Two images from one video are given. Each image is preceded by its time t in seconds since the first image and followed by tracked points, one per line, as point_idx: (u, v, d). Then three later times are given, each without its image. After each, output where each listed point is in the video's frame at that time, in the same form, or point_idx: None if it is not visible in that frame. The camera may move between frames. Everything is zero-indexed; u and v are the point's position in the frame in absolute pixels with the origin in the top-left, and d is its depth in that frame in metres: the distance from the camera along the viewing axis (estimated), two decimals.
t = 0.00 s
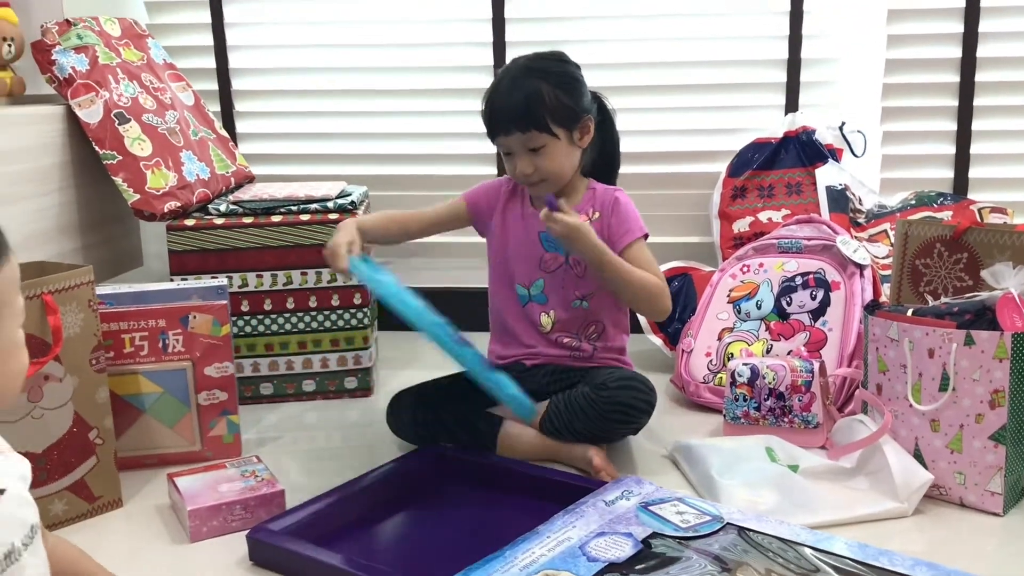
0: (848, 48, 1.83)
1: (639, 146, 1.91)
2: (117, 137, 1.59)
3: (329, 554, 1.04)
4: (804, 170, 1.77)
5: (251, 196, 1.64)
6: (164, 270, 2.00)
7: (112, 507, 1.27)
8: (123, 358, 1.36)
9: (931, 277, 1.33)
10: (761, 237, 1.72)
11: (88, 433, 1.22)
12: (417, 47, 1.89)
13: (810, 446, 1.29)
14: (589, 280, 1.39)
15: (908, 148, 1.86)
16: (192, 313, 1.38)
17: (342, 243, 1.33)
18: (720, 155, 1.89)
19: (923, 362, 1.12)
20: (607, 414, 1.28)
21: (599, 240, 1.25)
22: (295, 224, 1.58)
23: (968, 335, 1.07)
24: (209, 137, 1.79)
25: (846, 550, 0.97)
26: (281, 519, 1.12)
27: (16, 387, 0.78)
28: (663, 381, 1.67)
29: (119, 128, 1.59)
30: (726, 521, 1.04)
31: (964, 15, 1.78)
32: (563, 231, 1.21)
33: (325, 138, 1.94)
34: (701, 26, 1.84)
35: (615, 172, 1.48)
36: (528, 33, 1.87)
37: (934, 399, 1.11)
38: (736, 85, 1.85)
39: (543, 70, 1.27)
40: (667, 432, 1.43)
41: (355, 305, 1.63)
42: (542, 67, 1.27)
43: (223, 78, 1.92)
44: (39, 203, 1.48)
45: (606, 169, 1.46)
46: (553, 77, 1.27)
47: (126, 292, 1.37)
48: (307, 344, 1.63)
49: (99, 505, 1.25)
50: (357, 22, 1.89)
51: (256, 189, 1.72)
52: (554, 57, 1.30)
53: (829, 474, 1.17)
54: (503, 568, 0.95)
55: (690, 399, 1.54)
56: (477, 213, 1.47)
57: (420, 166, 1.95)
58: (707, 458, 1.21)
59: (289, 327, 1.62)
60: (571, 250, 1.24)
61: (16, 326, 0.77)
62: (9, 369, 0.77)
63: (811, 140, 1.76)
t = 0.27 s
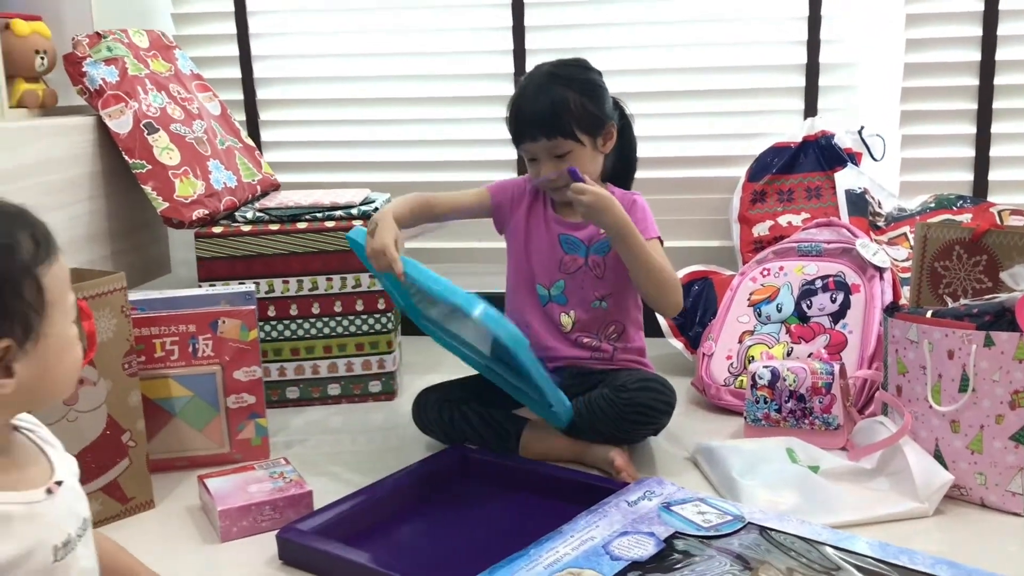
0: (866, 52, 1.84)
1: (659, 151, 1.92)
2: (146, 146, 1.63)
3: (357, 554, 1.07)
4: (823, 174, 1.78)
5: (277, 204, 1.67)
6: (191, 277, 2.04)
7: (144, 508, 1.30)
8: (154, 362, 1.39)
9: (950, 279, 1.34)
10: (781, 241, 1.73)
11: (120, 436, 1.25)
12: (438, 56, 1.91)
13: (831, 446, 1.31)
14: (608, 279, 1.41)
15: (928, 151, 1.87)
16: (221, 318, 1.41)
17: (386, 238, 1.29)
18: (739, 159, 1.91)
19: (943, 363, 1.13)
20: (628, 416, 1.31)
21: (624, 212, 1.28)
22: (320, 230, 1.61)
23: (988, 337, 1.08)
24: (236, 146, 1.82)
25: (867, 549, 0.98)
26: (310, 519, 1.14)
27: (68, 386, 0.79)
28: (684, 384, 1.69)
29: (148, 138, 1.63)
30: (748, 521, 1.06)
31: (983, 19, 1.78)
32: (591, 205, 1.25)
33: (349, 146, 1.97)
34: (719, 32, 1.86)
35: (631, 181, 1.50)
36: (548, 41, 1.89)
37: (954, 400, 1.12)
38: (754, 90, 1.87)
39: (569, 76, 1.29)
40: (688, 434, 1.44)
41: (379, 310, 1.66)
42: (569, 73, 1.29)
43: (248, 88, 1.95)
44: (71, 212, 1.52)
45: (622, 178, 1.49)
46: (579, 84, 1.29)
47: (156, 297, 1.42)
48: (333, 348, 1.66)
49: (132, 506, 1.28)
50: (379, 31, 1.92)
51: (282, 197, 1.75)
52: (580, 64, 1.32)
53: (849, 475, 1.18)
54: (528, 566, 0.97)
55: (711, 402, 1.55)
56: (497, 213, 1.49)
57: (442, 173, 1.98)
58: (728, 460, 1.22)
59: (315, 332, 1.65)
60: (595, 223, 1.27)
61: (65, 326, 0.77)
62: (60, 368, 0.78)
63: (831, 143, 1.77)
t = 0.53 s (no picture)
0: (890, 51, 1.85)
1: (683, 152, 1.94)
2: (181, 151, 1.67)
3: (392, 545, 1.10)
4: (848, 173, 1.79)
5: (308, 206, 1.71)
6: (225, 278, 2.08)
7: (182, 503, 1.33)
8: (192, 361, 1.43)
9: (975, 274, 1.35)
10: (806, 239, 1.74)
11: (159, 432, 1.28)
12: (464, 60, 1.95)
13: (858, 441, 1.33)
14: (625, 280, 1.43)
15: (953, 149, 1.87)
16: (256, 318, 1.44)
17: (378, 297, 1.29)
18: (763, 159, 1.92)
19: (968, 358, 1.14)
20: (665, 417, 1.33)
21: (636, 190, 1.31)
22: (351, 232, 1.64)
23: (1013, 331, 1.09)
24: (268, 150, 1.87)
25: (893, 541, 1.00)
26: (344, 513, 1.17)
27: (123, 368, 0.83)
28: (710, 381, 1.70)
29: (183, 143, 1.67)
30: (774, 513, 1.08)
31: (1007, 16, 1.79)
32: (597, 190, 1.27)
33: (378, 149, 2.01)
34: (742, 33, 1.88)
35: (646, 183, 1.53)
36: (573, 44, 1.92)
37: (980, 394, 1.13)
38: (778, 90, 1.88)
39: (592, 73, 1.34)
40: (714, 431, 1.46)
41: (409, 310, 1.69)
42: (592, 71, 1.34)
43: (279, 93, 2.00)
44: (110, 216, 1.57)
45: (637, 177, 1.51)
46: (601, 80, 1.34)
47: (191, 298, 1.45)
48: (363, 347, 1.69)
49: (171, 501, 1.32)
50: (407, 36, 1.95)
51: (312, 200, 1.79)
52: (599, 62, 1.37)
53: (876, 469, 1.20)
54: (558, 558, 1.00)
55: (737, 399, 1.57)
56: (506, 225, 1.49)
57: (469, 175, 2.01)
58: (755, 454, 1.24)
59: (346, 331, 1.68)
60: (605, 204, 1.30)
61: (123, 313, 0.81)
62: (117, 353, 0.82)
63: (854, 141, 1.79)
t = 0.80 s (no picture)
0: (912, 42, 1.84)
1: (704, 146, 1.94)
2: (207, 150, 1.69)
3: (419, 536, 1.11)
4: (870, 166, 1.79)
5: (332, 203, 1.73)
6: (249, 276, 2.11)
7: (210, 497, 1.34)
8: (219, 356, 1.45)
9: (998, 265, 1.34)
10: (828, 232, 1.74)
11: (189, 426, 1.30)
12: (485, 56, 1.96)
13: (881, 434, 1.32)
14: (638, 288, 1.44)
15: (976, 140, 1.86)
16: (282, 313, 1.46)
17: (383, 343, 1.34)
18: (784, 152, 1.92)
19: (992, 348, 1.14)
20: (686, 415, 1.33)
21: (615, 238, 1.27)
22: (375, 228, 1.66)
23: None
24: (292, 148, 1.89)
25: (916, 530, 1.01)
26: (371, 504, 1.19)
27: (166, 356, 0.83)
28: (732, 375, 1.71)
29: (209, 142, 1.70)
30: (797, 504, 1.09)
31: None
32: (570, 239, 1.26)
33: (400, 146, 2.03)
34: (763, 27, 1.88)
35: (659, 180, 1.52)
36: (594, 40, 1.93)
37: (1004, 384, 1.14)
38: (799, 84, 1.88)
39: (606, 80, 1.31)
40: (737, 424, 1.47)
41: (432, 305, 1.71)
42: (605, 78, 1.31)
43: (302, 92, 2.02)
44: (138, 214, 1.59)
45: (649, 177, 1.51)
46: (615, 88, 1.31)
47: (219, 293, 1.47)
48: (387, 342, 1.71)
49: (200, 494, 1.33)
50: (428, 34, 1.97)
51: (336, 197, 1.81)
52: (613, 67, 1.34)
53: (900, 460, 1.20)
54: (582, 547, 1.01)
55: (760, 392, 1.57)
56: (516, 239, 1.50)
57: (490, 171, 2.02)
58: (778, 447, 1.25)
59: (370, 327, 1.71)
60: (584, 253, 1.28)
61: (168, 300, 0.81)
62: (162, 340, 0.82)
63: (877, 134, 1.78)
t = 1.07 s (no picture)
0: (925, 34, 1.83)
1: (717, 139, 1.95)
2: (223, 146, 1.71)
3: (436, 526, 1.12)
4: (883, 158, 1.78)
5: (347, 198, 1.75)
6: (265, 271, 2.12)
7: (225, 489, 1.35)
8: (237, 349, 1.47)
9: (1012, 255, 1.34)
10: (842, 224, 1.74)
11: (207, 419, 1.32)
12: (497, 51, 1.97)
13: (896, 424, 1.32)
14: (644, 293, 1.45)
15: (991, 131, 1.85)
16: (298, 307, 1.48)
17: (394, 376, 1.36)
18: (797, 145, 1.92)
19: (1006, 338, 1.14)
20: (698, 407, 1.33)
21: (598, 312, 1.29)
22: (389, 223, 1.68)
23: None
24: (306, 145, 1.90)
25: (930, 519, 1.02)
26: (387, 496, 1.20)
27: (198, 342, 0.84)
28: (745, 368, 1.71)
29: (225, 138, 1.71)
30: (811, 493, 1.09)
31: None
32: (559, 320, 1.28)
33: (414, 142, 2.04)
34: (775, 20, 1.88)
35: (661, 180, 1.52)
36: (606, 34, 1.93)
37: (1018, 373, 1.14)
38: (812, 76, 1.88)
39: (600, 87, 1.29)
40: (751, 416, 1.47)
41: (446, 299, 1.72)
42: (601, 83, 1.30)
43: (317, 88, 2.03)
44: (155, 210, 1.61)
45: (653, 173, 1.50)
46: (610, 94, 1.30)
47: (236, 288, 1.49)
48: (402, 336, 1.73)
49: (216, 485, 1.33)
50: (441, 29, 1.98)
51: (350, 192, 1.82)
52: (608, 70, 1.32)
53: (914, 450, 1.20)
54: (597, 537, 1.02)
55: (774, 384, 1.57)
56: (520, 248, 1.50)
57: (503, 166, 2.03)
58: (792, 438, 1.25)
59: (385, 321, 1.72)
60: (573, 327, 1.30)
61: (200, 287, 0.83)
62: (193, 326, 0.83)
63: (890, 126, 1.77)
